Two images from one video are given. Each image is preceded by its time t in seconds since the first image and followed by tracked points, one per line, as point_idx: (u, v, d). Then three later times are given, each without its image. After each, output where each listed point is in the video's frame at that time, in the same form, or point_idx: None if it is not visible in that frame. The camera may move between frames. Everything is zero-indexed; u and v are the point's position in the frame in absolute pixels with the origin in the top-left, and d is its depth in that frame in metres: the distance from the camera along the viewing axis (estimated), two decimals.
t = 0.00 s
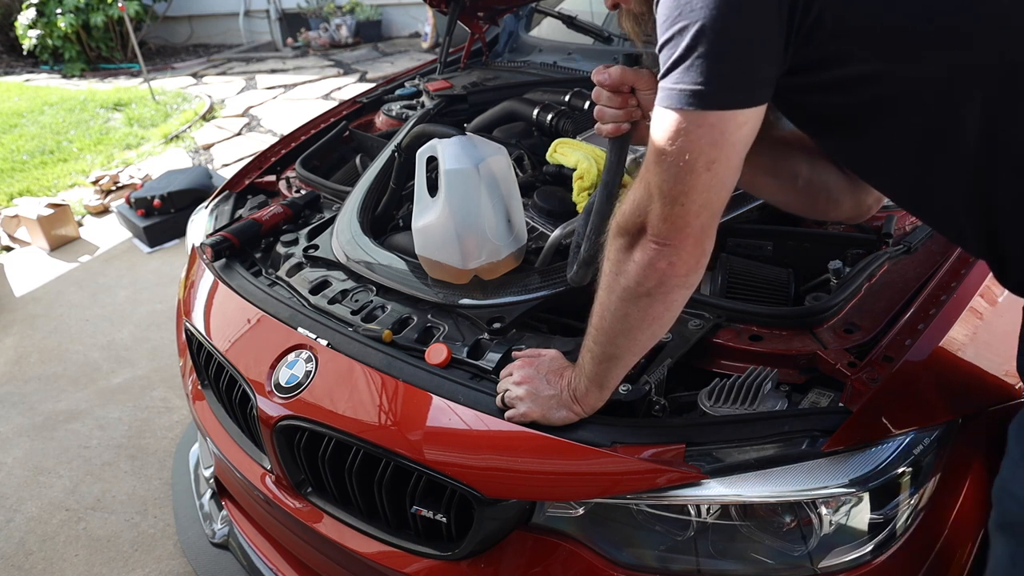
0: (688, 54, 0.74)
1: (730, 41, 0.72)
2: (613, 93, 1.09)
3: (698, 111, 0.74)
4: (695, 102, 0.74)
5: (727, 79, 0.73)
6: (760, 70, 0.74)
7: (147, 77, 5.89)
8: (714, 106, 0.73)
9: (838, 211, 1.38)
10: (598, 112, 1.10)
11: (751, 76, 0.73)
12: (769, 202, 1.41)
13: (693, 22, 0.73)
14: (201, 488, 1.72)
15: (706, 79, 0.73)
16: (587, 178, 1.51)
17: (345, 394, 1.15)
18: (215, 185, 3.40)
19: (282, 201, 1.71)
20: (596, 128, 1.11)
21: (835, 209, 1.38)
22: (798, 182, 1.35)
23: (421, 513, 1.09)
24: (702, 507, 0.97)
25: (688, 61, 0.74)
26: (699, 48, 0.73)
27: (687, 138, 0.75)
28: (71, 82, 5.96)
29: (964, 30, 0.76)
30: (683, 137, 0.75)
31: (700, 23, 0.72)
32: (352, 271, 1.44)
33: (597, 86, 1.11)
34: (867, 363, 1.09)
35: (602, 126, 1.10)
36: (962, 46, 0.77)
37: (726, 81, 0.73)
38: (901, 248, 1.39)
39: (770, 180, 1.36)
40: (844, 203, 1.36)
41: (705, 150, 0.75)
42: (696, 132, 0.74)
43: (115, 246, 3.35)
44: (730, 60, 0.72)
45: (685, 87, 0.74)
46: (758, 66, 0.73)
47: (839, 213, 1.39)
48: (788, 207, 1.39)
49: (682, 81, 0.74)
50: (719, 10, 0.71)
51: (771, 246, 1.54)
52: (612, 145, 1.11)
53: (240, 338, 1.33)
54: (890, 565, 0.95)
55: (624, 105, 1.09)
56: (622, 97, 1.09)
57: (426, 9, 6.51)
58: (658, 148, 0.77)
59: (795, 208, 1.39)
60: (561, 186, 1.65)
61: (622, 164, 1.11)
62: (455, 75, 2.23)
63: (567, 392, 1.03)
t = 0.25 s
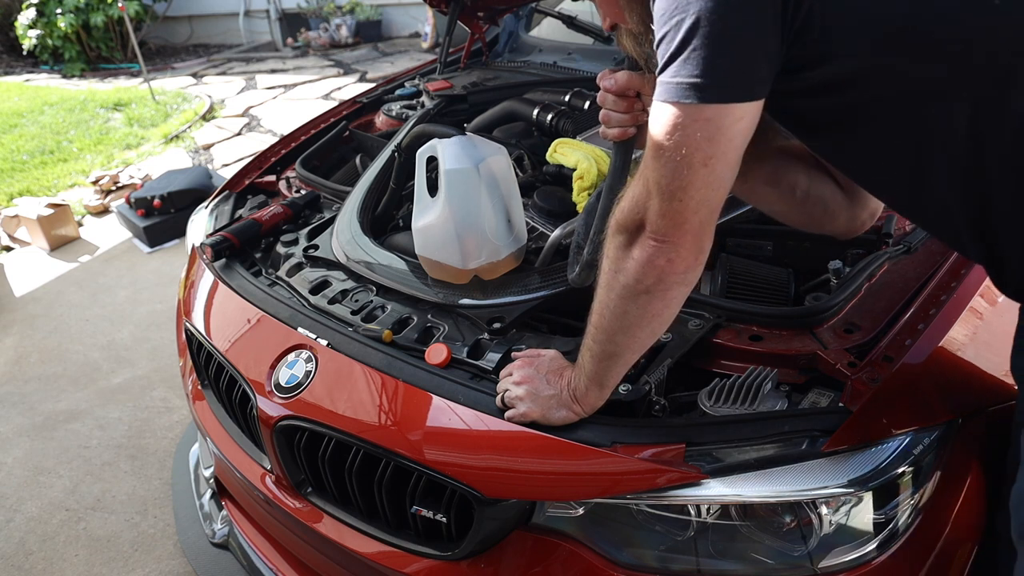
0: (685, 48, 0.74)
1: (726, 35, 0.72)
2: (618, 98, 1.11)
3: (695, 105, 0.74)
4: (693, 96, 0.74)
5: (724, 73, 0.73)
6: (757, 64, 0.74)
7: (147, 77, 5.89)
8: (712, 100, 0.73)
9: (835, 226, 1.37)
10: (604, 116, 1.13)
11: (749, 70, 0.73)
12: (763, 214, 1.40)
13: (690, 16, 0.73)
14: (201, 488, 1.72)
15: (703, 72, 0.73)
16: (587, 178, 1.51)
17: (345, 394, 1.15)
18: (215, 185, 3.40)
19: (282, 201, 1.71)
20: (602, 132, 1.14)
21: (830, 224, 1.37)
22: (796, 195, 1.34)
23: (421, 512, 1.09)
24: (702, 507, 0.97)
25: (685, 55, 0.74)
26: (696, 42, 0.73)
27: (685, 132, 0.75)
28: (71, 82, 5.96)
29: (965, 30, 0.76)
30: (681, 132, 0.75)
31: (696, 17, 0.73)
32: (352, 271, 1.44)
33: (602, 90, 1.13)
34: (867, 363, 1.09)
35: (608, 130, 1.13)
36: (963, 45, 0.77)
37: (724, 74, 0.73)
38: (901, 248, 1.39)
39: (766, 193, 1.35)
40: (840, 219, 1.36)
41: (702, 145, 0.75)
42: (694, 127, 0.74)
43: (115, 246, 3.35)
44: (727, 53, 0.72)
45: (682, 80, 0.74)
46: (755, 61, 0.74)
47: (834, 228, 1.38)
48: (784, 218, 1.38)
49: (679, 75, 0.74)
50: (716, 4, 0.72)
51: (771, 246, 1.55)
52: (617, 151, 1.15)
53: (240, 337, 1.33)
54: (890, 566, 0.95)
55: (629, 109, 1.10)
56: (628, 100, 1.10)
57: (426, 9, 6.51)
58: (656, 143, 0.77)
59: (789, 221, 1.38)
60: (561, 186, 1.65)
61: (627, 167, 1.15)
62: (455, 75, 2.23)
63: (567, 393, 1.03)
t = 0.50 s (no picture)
0: (681, 45, 0.74)
1: (722, 32, 0.72)
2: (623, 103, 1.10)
3: (693, 102, 0.74)
4: (690, 92, 0.74)
5: (721, 68, 0.72)
6: (753, 61, 0.74)
7: (147, 77, 5.89)
8: (709, 96, 0.73)
9: (837, 232, 1.37)
10: (608, 121, 1.12)
11: (746, 66, 0.73)
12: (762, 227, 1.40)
13: (685, 13, 0.73)
14: (201, 488, 1.72)
15: (700, 68, 0.73)
16: (587, 178, 1.52)
17: (345, 393, 1.15)
18: (215, 185, 3.40)
19: (282, 201, 1.71)
20: (608, 137, 1.13)
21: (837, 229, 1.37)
22: (799, 201, 1.34)
23: (421, 512, 1.09)
24: (702, 507, 0.97)
25: (681, 52, 0.74)
26: (692, 38, 0.73)
27: (681, 129, 0.75)
28: (71, 82, 5.96)
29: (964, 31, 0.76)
30: (678, 129, 0.75)
31: (692, 13, 0.73)
32: (352, 271, 1.44)
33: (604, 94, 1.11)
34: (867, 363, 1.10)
35: (613, 135, 1.13)
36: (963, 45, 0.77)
37: (721, 70, 0.72)
38: (901, 248, 1.39)
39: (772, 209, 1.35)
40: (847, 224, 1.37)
41: (699, 142, 0.75)
42: (691, 124, 0.74)
43: (115, 246, 3.35)
44: (724, 49, 0.72)
45: (679, 77, 0.74)
46: (751, 58, 0.74)
47: (836, 234, 1.38)
48: (787, 225, 1.38)
49: (676, 72, 0.74)
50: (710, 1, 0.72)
51: (771, 246, 1.54)
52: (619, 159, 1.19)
53: (240, 337, 1.33)
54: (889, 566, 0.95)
55: (634, 114, 1.10)
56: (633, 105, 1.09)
57: (426, 9, 6.50)
58: (654, 141, 0.77)
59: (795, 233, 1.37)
60: (562, 186, 1.65)
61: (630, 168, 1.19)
62: (455, 75, 2.23)
63: (568, 393, 1.03)
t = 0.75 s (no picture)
0: (704, 64, 0.74)
1: (746, 54, 0.72)
2: (649, 130, 1.25)
3: (712, 123, 0.74)
4: (709, 113, 0.74)
5: (742, 91, 0.72)
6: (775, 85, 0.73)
7: (147, 77, 5.89)
8: (729, 119, 0.73)
9: (842, 257, 1.33)
10: (634, 147, 1.31)
11: (767, 90, 0.73)
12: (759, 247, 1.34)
13: (710, 34, 0.73)
14: (201, 487, 1.72)
15: (721, 90, 0.73)
16: (587, 178, 1.52)
17: (345, 394, 1.15)
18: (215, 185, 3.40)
19: (282, 201, 1.71)
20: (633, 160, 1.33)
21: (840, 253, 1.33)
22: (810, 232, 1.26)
23: (421, 513, 1.09)
24: (702, 507, 0.97)
25: (703, 71, 0.74)
26: (715, 58, 0.73)
27: (699, 149, 0.75)
28: (71, 82, 5.96)
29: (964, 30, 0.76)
30: (696, 149, 0.75)
31: (717, 34, 0.73)
32: (352, 271, 1.44)
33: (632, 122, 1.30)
34: (868, 363, 1.10)
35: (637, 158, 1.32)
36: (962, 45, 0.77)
37: (742, 93, 0.72)
38: (901, 249, 1.40)
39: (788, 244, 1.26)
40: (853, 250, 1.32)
41: (716, 165, 0.75)
42: (709, 144, 0.74)
43: (115, 246, 3.35)
44: (747, 72, 0.72)
45: (700, 97, 0.74)
46: (773, 82, 0.73)
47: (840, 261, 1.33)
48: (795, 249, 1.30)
49: (697, 91, 0.74)
50: (736, 23, 0.72)
51: (771, 246, 1.55)
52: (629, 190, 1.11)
53: (240, 338, 1.33)
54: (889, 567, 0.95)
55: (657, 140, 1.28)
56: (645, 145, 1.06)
57: (426, 9, 6.50)
58: (670, 163, 0.77)
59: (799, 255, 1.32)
60: (562, 186, 1.65)
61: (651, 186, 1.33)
62: (455, 75, 2.23)
63: (568, 393, 1.03)
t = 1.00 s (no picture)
0: (713, 63, 0.74)
1: (756, 54, 0.73)
2: (658, 135, 1.28)
3: (720, 122, 0.74)
4: (717, 112, 0.74)
5: (751, 91, 0.73)
6: (783, 86, 0.74)
7: (147, 77, 5.89)
8: (737, 119, 0.73)
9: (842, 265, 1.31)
10: (642, 150, 1.31)
11: (775, 91, 0.73)
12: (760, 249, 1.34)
13: (720, 33, 0.74)
14: (201, 487, 1.72)
15: (730, 89, 0.73)
16: (587, 177, 1.53)
17: (345, 394, 1.15)
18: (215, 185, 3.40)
19: (282, 201, 1.71)
20: (640, 164, 1.33)
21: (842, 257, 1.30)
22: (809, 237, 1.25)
23: (421, 512, 1.09)
24: (702, 507, 0.97)
25: (712, 70, 0.74)
26: (724, 57, 0.74)
27: (705, 148, 0.75)
28: (71, 82, 5.96)
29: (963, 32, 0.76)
30: (703, 148, 0.75)
31: (727, 34, 0.73)
32: (352, 271, 1.44)
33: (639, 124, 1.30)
34: (868, 363, 1.10)
35: (644, 162, 1.32)
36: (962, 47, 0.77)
37: (751, 93, 0.73)
38: (901, 249, 1.40)
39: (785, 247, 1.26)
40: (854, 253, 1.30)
41: (722, 164, 0.75)
42: (715, 143, 0.75)
43: (115, 246, 3.35)
44: (757, 73, 0.73)
45: (709, 95, 0.74)
46: (782, 84, 0.73)
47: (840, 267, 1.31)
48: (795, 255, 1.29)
49: (705, 90, 0.75)
50: (747, 23, 0.73)
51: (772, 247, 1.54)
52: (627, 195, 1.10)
53: (240, 337, 1.33)
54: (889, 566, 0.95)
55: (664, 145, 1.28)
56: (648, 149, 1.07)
57: (426, 9, 6.49)
58: (678, 164, 0.78)
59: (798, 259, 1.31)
60: (562, 186, 1.65)
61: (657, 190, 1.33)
62: (455, 75, 2.23)
63: (568, 393, 1.03)
